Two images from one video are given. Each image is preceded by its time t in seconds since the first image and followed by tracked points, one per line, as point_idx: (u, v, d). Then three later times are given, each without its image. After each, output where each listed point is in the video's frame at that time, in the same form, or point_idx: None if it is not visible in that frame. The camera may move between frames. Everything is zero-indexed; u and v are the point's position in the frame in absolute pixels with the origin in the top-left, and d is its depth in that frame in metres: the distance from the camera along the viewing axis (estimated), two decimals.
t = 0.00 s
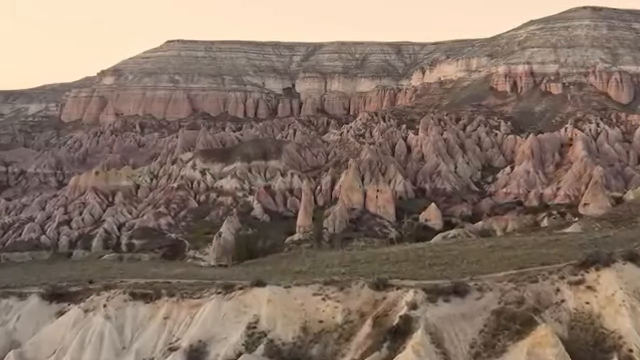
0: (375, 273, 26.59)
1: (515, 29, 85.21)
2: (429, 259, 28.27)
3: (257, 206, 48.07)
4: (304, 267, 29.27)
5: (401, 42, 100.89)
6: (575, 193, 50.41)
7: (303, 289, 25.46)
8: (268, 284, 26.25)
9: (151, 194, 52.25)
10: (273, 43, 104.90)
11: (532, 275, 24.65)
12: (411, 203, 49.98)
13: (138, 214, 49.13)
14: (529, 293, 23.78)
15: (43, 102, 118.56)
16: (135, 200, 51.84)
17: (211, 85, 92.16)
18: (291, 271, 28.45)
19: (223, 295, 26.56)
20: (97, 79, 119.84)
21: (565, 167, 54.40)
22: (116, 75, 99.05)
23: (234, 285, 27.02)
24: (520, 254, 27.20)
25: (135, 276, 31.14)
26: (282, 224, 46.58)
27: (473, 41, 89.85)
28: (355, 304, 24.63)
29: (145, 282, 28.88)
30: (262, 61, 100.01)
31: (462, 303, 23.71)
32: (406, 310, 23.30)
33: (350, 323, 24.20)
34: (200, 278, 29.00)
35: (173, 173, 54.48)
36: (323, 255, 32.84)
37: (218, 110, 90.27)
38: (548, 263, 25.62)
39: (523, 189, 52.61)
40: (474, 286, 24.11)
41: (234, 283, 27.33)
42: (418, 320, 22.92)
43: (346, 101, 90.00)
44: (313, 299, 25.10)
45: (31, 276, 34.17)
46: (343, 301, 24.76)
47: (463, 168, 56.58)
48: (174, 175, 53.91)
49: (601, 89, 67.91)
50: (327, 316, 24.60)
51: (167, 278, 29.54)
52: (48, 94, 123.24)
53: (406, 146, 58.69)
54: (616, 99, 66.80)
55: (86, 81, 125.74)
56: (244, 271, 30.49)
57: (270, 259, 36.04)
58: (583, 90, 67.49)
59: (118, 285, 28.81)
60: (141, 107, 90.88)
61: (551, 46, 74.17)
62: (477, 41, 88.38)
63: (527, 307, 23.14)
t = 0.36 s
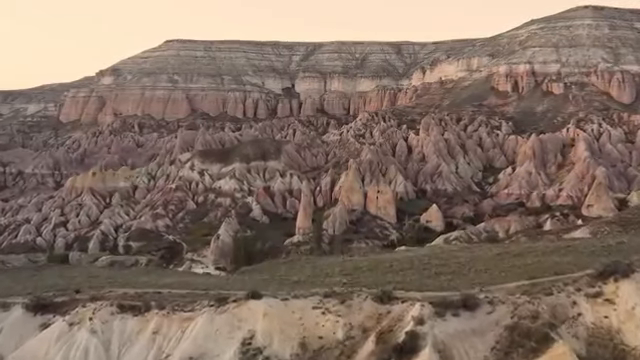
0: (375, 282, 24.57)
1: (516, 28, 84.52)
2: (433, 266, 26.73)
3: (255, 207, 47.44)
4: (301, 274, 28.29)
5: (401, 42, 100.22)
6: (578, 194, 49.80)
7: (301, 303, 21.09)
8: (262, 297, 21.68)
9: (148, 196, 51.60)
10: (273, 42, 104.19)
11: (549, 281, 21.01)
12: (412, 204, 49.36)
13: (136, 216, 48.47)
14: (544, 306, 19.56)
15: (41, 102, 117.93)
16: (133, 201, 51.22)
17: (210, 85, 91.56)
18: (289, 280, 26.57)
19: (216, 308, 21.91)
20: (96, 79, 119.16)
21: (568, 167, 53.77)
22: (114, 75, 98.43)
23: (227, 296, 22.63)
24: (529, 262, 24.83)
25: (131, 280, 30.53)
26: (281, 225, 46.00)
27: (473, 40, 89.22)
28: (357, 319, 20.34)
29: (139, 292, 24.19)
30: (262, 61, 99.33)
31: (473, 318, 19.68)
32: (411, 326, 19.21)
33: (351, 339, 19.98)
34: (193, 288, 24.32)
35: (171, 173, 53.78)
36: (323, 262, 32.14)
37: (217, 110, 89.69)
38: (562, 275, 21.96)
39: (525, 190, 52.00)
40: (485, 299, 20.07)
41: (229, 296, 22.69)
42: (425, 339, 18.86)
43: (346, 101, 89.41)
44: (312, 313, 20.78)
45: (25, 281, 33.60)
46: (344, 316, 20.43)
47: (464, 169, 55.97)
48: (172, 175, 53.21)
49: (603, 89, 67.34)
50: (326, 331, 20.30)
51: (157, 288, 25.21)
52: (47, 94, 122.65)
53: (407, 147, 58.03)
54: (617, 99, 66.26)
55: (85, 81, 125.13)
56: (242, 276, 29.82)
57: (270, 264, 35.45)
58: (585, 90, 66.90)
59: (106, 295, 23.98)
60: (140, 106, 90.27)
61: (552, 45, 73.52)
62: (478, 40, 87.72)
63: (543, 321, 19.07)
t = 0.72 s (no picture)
0: (374, 294, 24.90)
1: (518, 28, 83.86)
2: (439, 277, 26.68)
3: (254, 209, 46.82)
4: (301, 284, 27.99)
5: (401, 42, 99.56)
6: (581, 196, 49.24)
7: (300, 317, 22.92)
8: (259, 310, 23.51)
9: (146, 197, 50.99)
10: (272, 42, 103.51)
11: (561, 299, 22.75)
12: (413, 206, 48.73)
13: (133, 217, 47.82)
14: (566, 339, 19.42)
15: (40, 102, 117.28)
16: (131, 202, 50.59)
17: (209, 85, 90.89)
18: (288, 291, 26.59)
19: (209, 323, 23.60)
20: (95, 79, 118.50)
21: (570, 168, 53.13)
22: (113, 75, 97.79)
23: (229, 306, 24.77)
24: (542, 274, 25.23)
25: (128, 288, 29.91)
26: (280, 227, 45.40)
27: (474, 40, 88.52)
28: (360, 335, 22.05)
29: (123, 306, 25.95)
30: (261, 61, 98.66)
31: (484, 335, 21.45)
32: (419, 344, 20.93)
33: (355, 357, 21.53)
34: (190, 306, 25.28)
35: (169, 174, 53.13)
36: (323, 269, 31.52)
37: (216, 110, 89.06)
38: (575, 285, 23.75)
39: (528, 191, 51.22)
40: (496, 315, 22.00)
41: (221, 309, 24.41)
42: (433, 357, 20.65)
43: (346, 102, 88.81)
44: (312, 328, 22.53)
45: (20, 287, 33.03)
46: (346, 330, 22.14)
47: (466, 169, 55.36)
48: (170, 176, 52.49)
49: (605, 89, 66.78)
50: (327, 348, 21.88)
51: (149, 299, 26.85)
52: (46, 94, 121.84)
53: (407, 147, 57.31)
54: (620, 99, 65.68)
55: (84, 81, 124.28)
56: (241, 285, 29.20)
57: (270, 270, 34.81)
58: (587, 90, 66.32)
59: (90, 308, 26.00)
60: (139, 107, 89.63)
61: (553, 45, 72.92)
62: (479, 40, 87.06)
63: (558, 339, 20.93)
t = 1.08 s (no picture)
0: (378, 306, 24.20)
1: (519, 27, 83.21)
2: (446, 286, 26.04)
3: (253, 210, 46.20)
4: (303, 295, 27.34)
5: (401, 41, 98.95)
6: (584, 197, 48.63)
7: (298, 334, 21.81)
8: (254, 325, 22.32)
9: (144, 198, 50.36)
10: (272, 41, 102.88)
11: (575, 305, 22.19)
12: (414, 207, 48.08)
13: (130, 218, 47.15)
14: None
15: (39, 102, 116.71)
16: (129, 203, 49.98)
17: (209, 85, 90.27)
18: (287, 303, 25.77)
19: (200, 339, 22.46)
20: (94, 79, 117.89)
21: (573, 169, 52.51)
22: (112, 75, 97.24)
23: (224, 320, 23.77)
24: (554, 283, 24.58)
25: (124, 298, 29.33)
26: (279, 229, 44.78)
27: (474, 39, 87.93)
28: (363, 353, 20.85)
29: (110, 319, 25.00)
30: (261, 61, 98.04)
31: (497, 354, 20.14)
32: None
33: None
34: (181, 321, 24.15)
35: (166, 175, 52.48)
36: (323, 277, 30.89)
37: (215, 110, 88.47)
38: (590, 298, 22.56)
39: (529, 192, 50.56)
40: (511, 332, 20.66)
41: (214, 325, 23.23)
42: None
43: (346, 102, 88.23)
44: (312, 346, 21.38)
45: (13, 295, 32.43)
46: (347, 348, 20.95)
47: (467, 170, 54.72)
48: (168, 177, 51.78)
49: (607, 89, 66.19)
50: None
51: (139, 312, 25.90)
52: (45, 94, 121.30)
53: (408, 148, 56.63)
54: (622, 99, 65.15)
55: (84, 81, 123.73)
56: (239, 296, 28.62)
57: (269, 276, 34.22)
58: (589, 90, 65.76)
59: (75, 322, 25.11)
60: (138, 107, 89.05)
61: (555, 45, 72.24)
62: (480, 39, 86.44)
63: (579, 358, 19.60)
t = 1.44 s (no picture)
0: (382, 321, 23.54)
1: (520, 26, 82.55)
2: (453, 298, 25.39)
3: (252, 212, 45.58)
4: (303, 306, 26.69)
5: (401, 41, 98.29)
6: (587, 198, 48.06)
7: (296, 353, 21.35)
8: (249, 343, 21.85)
9: (141, 199, 49.73)
10: (271, 41, 102.19)
11: (590, 329, 21.63)
12: (415, 208, 47.45)
13: (127, 220, 46.50)
14: None
15: (38, 102, 116.01)
16: (126, 204, 49.36)
17: (208, 84, 89.62)
18: (285, 316, 25.15)
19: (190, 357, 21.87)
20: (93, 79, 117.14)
21: (575, 170, 51.92)
22: (110, 75, 96.58)
23: (214, 337, 23.06)
24: (566, 296, 24.42)
25: (120, 307, 28.79)
26: (278, 231, 44.18)
27: (475, 39, 87.28)
28: None
29: (95, 334, 24.28)
30: (261, 60, 97.37)
31: None
32: None
33: None
34: (169, 337, 23.56)
35: (164, 175, 51.85)
36: (323, 285, 30.25)
37: (214, 110, 87.87)
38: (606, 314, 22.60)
39: (532, 193, 49.97)
40: (528, 352, 20.62)
41: (205, 342, 22.65)
42: None
43: (346, 102, 87.61)
44: None
45: (7, 301, 31.87)
46: None
47: (468, 171, 54.09)
48: (166, 178, 51.07)
49: (609, 88, 65.63)
50: None
51: (126, 326, 25.20)
52: (44, 94, 120.65)
53: (408, 147, 55.98)
54: (624, 99, 64.55)
55: (83, 81, 123.09)
56: (238, 306, 28.02)
57: (268, 283, 33.65)
58: (591, 90, 65.14)
59: (57, 338, 24.38)
60: (137, 107, 88.46)
61: (556, 44, 71.58)
62: (480, 39, 85.81)
63: None
